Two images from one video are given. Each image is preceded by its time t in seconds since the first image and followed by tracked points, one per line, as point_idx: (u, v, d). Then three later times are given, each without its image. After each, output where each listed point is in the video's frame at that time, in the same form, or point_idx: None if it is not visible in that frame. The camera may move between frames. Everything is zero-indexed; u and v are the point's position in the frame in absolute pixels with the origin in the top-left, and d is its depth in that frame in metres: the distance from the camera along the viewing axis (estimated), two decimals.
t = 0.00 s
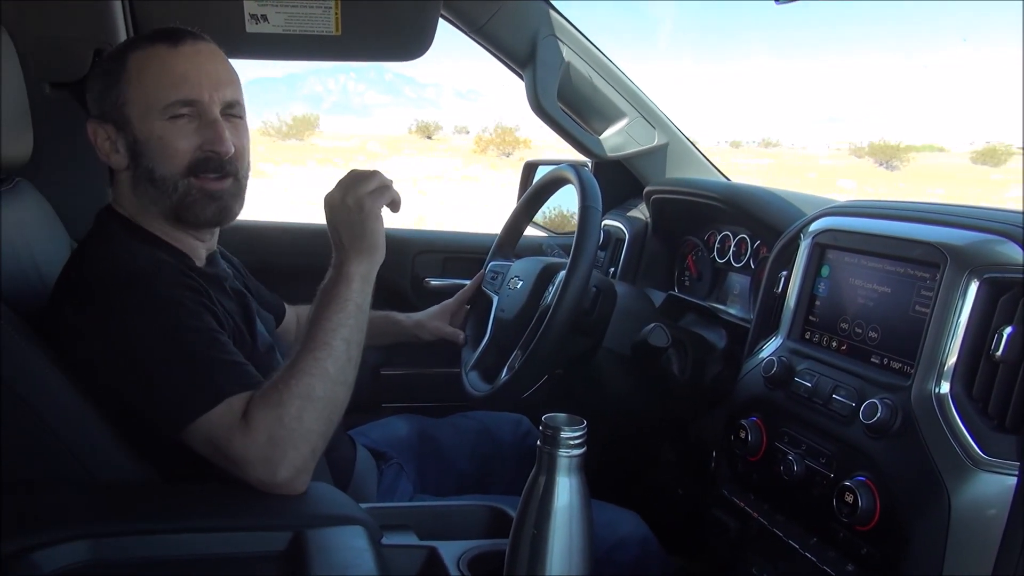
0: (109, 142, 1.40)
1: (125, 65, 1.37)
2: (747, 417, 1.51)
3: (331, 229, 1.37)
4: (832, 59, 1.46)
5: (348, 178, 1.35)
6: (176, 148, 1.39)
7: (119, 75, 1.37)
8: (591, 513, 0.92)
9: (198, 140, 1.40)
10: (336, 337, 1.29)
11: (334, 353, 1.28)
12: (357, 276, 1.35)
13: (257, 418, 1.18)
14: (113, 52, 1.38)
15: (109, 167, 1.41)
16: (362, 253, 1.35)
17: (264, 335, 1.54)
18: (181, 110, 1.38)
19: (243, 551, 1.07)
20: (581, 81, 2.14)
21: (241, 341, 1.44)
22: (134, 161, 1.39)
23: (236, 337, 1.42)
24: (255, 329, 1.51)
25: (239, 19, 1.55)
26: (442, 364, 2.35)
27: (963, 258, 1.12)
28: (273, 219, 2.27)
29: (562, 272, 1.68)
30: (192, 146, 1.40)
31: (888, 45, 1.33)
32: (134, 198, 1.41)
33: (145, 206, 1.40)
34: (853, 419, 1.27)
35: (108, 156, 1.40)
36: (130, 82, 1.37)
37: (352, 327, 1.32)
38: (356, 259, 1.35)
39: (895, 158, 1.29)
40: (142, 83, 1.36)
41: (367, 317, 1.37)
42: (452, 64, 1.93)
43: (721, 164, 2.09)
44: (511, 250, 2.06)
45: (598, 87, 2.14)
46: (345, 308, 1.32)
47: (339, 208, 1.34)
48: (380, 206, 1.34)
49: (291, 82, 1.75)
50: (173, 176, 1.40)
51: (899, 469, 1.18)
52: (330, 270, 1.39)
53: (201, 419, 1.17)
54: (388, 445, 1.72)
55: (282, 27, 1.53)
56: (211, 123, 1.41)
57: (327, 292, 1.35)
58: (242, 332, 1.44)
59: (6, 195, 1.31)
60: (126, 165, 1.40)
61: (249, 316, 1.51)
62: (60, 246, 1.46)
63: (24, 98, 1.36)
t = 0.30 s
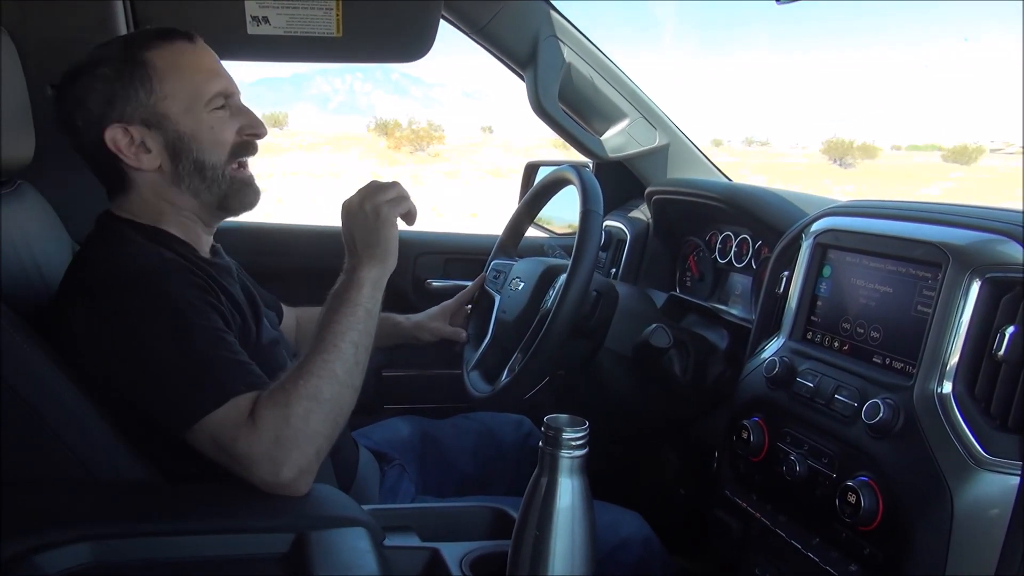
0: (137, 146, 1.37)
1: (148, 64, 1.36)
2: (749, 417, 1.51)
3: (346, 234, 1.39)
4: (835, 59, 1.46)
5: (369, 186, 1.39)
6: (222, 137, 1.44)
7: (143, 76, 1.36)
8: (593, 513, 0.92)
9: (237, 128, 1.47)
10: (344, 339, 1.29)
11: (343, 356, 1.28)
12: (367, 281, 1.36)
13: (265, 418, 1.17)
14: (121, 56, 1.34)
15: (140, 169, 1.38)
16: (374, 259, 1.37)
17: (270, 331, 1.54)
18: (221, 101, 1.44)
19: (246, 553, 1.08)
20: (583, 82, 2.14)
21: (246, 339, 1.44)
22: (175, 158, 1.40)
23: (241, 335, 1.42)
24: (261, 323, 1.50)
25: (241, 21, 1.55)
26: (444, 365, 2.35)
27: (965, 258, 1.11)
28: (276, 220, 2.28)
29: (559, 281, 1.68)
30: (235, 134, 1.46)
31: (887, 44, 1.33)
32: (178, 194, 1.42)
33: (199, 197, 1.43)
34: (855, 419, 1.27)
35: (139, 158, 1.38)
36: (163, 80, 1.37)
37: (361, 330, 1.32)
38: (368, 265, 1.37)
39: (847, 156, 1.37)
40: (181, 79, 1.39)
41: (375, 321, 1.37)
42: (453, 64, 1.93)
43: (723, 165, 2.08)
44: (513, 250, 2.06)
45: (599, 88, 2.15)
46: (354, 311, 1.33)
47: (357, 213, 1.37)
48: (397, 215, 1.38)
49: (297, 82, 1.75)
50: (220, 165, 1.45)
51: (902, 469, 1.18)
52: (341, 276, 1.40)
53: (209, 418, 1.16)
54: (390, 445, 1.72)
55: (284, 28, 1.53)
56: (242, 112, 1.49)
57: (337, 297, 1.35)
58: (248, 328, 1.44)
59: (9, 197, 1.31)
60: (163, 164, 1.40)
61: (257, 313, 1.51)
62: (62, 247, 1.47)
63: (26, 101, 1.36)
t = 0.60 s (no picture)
0: (135, 144, 1.37)
1: (140, 60, 1.36)
2: (749, 418, 1.51)
3: (346, 234, 1.40)
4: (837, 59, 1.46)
5: (367, 186, 1.41)
6: (217, 129, 1.45)
7: (136, 73, 1.35)
8: (593, 514, 0.92)
9: (230, 119, 1.48)
10: (343, 338, 1.29)
11: (342, 354, 1.28)
12: (366, 279, 1.36)
13: (264, 416, 1.17)
14: (111, 55, 1.33)
15: (141, 167, 1.39)
16: (373, 258, 1.38)
17: (270, 328, 1.54)
18: (213, 93, 1.45)
19: (246, 552, 1.07)
20: (585, 82, 2.14)
21: (246, 336, 1.44)
22: (174, 153, 1.41)
23: (242, 333, 1.42)
24: (261, 323, 1.50)
25: (242, 20, 1.55)
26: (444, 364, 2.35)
27: (966, 259, 1.11)
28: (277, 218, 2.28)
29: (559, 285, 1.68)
30: (229, 125, 1.47)
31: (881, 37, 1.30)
32: (178, 188, 1.42)
33: (200, 190, 1.44)
34: (856, 420, 1.27)
35: (139, 156, 1.38)
36: (156, 76, 1.37)
37: (359, 329, 1.32)
38: (366, 263, 1.38)
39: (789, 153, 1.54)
40: (173, 74, 1.39)
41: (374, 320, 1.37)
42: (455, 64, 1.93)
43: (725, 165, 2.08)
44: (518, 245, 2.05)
45: (601, 88, 2.15)
46: (353, 310, 1.33)
47: (355, 212, 1.39)
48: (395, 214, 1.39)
49: (303, 83, 1.78)
50: (217, 156, 1.46)
51: (902, 471, 1.18)
52: (340, 275, 1.41)
53: (209, 417, 1.16)
54: (390, 445, 1.72)
55: (285, 27, 1.53)
56: (233, 103, 1.49)
57: (336, 296, 1.36)
58: (249, 326, 1.44)
59: (9, 196, 1.31)
60: (162, 160, 1.40)
61: (257, 309, 1.52)
62: (63, 246, 1.47)
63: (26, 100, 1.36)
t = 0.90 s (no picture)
0: (136, 143, 1.37)
1: (147, 61, 1.36)
2: (750, 417, 1.51)
3: (347, 233, 1.41)
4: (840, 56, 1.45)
5: (369, 185, 1.42)
6: (221, 132, 1.44)
7: (141, 73, 1.36)
8: (594, 513, 0.92)
9: (235, 123, 1.47)
10: (344, 337, 1.29)
11: (343, 352, 1.28)
12: (367, 279, 1.36)
13: (265, 415, 1.17)
14: (117, 54, 1.34)
15: (142, 167, 1.39)
16: (373, 257, 1.38)
17: (270, 327, 1.54)
18: (219, 96, 1.44)
19: (247, 551, 1.08)
20: (586, 81, 2.14)
21: (246, 334, 1.44)
22: (176, 154, 1.41)
23: (243, 332, 1.42)
24: (262, 323, 1.50)
25: (243, 20, 1.55)
26: (445, 363, 2.35)
27: (968, 258, 1.11)
28: (278, 216, 2.28)
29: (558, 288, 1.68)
30: (234, 128, 1.47)
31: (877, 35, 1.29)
32: (179, 189, 1.42)
33: (200, 192, 1.44)
34: (857, 418, 1.27)
35: (140, 155, 1.38)
36: (161, 77, 1.37)
37: (360, 328, 1.32)
38: (366, 262, 1.38)
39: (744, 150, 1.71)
40: (179, 76, 1.39)
41: (375, 319, 1.37)
42: (456, 63, 1.93)
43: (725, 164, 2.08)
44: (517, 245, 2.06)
45: (601, 87, 2.14)
46: (353, 309, 1.33)
47: (357, 210, 1.40)
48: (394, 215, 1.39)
49: (304, 81, 1.77)
50: (221, 158, 1.45)
51: (903, 470, 1.18)
52: (341, 273, 1.41)
53: (210, 416, 1.16)
54: (391, 444, 1.72)
55: (286, 27, 1.53)
56: (240, 107, 1.49)
57: (336, 294, 1.36)
58: (250, 324, 1.44)
59: (10, 196, 1.31)
60: (164, 160, 1.40)
61: (258, 308, 1.52)
62: (64, 245, 1.47)
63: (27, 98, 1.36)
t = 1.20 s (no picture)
0: (139, 145, 1.37)
1: (155, 64, 1.36)
2: (749, 418, 1.51)
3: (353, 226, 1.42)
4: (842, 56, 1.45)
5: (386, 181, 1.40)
6: (226, 136, 1.45)
7: (148, 75, 1.36)
8: (594, 514, 0.92)
9: (240, 128, 1.47)
10: (341, 338, 1.29)
11: (343, 352, 1.28)
12: (363, 278, 1.37)
13: (265, 416, 1.17)
14: (126, 56, 1.34)
15: (145, 168, 1.39)
16: (374, 257, 1.39)
17: (270, 328, 1.54)
18: (224, 100, 1.44)
19: (247, 552, 1.07)
20: (586, 82, 2.14)
21: (246, 336, 1.44)
22: (179, 157, 1.41)
23: (243, 333, 1.42)
24: (262, 324, 1.50)
25: (244, 20, 1.54)
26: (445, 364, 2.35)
27: (968, 259, 1.11)
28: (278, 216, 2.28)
29: (555, 292, 1.68)
30: (238, 133, 1.47)
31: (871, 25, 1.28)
32: (181, 192, 1.42)
33: (202, 196, 1.43)
34: (856, 419, 1.27)
35: (144, 157, 1.38)
36: (168, 78, 1.37)
37: (357, 328, 1.32)
38: (364, 261, 1.39)
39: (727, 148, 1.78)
40: (186, 79, 1.39)
41: (372, 319, 1.38)
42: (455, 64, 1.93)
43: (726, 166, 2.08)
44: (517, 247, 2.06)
45: (600, 87, 2.14)
46: (350, 309, 1.33)
47: (370, 207, 1.40)
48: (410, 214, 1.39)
49: (304, 81, 1.78)
50: (224, 162, 1.45)
51: (903, 470, 1.18)
52: (339, 272, 1.41)
53: (211, 417, 1.16)
54: (391, 444, 1.72)
55: (286, 27, 1.53)
56: (246, 111, 1.49)
57: (334, 293, 1.36)
58: (250, 326, 1.44)
59: (10, 196, 1.31)
60: (166, 163, 1.40)
61: (258, 310, 1.52)
62: (64, 245, 1.47)
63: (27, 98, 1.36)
